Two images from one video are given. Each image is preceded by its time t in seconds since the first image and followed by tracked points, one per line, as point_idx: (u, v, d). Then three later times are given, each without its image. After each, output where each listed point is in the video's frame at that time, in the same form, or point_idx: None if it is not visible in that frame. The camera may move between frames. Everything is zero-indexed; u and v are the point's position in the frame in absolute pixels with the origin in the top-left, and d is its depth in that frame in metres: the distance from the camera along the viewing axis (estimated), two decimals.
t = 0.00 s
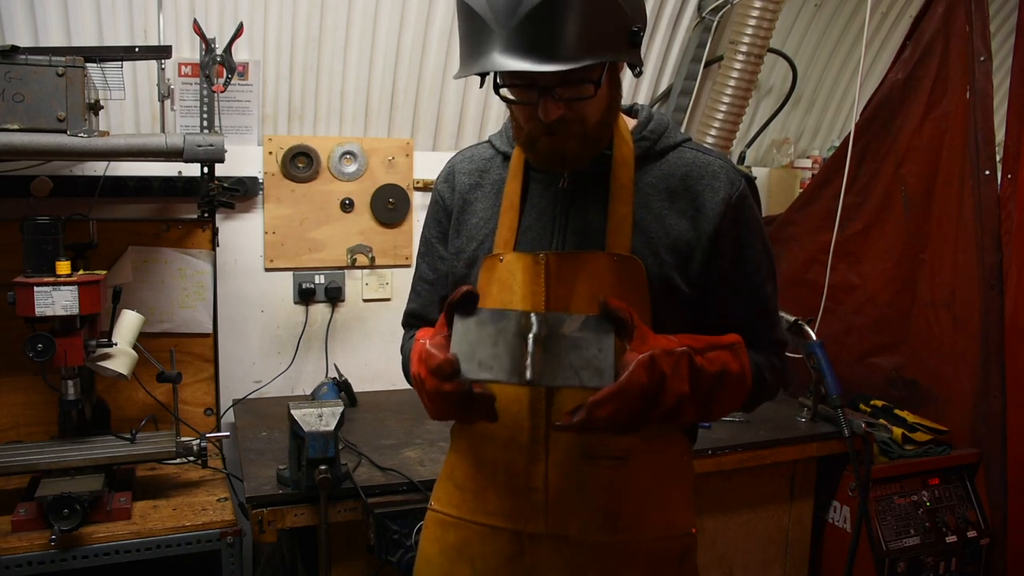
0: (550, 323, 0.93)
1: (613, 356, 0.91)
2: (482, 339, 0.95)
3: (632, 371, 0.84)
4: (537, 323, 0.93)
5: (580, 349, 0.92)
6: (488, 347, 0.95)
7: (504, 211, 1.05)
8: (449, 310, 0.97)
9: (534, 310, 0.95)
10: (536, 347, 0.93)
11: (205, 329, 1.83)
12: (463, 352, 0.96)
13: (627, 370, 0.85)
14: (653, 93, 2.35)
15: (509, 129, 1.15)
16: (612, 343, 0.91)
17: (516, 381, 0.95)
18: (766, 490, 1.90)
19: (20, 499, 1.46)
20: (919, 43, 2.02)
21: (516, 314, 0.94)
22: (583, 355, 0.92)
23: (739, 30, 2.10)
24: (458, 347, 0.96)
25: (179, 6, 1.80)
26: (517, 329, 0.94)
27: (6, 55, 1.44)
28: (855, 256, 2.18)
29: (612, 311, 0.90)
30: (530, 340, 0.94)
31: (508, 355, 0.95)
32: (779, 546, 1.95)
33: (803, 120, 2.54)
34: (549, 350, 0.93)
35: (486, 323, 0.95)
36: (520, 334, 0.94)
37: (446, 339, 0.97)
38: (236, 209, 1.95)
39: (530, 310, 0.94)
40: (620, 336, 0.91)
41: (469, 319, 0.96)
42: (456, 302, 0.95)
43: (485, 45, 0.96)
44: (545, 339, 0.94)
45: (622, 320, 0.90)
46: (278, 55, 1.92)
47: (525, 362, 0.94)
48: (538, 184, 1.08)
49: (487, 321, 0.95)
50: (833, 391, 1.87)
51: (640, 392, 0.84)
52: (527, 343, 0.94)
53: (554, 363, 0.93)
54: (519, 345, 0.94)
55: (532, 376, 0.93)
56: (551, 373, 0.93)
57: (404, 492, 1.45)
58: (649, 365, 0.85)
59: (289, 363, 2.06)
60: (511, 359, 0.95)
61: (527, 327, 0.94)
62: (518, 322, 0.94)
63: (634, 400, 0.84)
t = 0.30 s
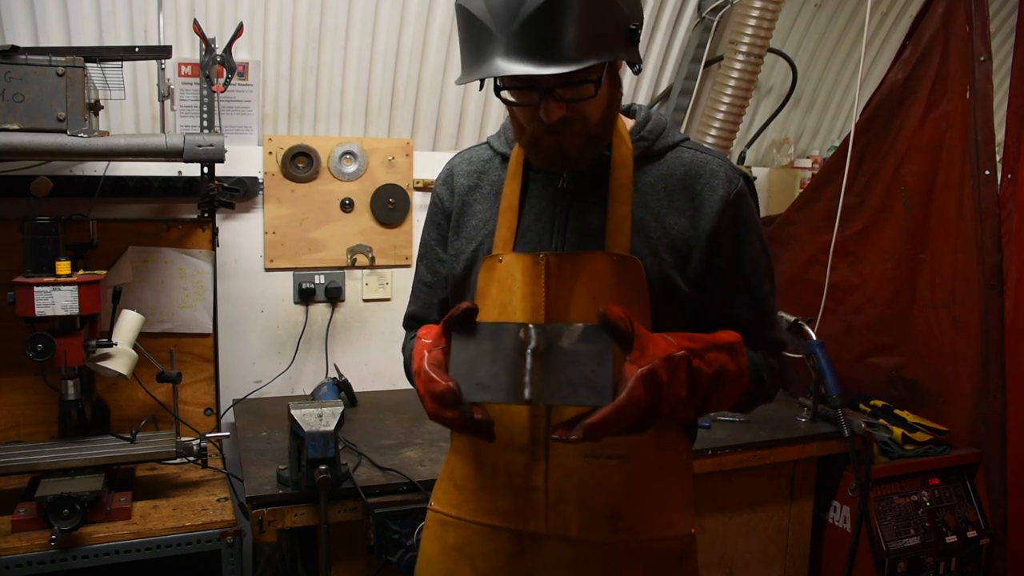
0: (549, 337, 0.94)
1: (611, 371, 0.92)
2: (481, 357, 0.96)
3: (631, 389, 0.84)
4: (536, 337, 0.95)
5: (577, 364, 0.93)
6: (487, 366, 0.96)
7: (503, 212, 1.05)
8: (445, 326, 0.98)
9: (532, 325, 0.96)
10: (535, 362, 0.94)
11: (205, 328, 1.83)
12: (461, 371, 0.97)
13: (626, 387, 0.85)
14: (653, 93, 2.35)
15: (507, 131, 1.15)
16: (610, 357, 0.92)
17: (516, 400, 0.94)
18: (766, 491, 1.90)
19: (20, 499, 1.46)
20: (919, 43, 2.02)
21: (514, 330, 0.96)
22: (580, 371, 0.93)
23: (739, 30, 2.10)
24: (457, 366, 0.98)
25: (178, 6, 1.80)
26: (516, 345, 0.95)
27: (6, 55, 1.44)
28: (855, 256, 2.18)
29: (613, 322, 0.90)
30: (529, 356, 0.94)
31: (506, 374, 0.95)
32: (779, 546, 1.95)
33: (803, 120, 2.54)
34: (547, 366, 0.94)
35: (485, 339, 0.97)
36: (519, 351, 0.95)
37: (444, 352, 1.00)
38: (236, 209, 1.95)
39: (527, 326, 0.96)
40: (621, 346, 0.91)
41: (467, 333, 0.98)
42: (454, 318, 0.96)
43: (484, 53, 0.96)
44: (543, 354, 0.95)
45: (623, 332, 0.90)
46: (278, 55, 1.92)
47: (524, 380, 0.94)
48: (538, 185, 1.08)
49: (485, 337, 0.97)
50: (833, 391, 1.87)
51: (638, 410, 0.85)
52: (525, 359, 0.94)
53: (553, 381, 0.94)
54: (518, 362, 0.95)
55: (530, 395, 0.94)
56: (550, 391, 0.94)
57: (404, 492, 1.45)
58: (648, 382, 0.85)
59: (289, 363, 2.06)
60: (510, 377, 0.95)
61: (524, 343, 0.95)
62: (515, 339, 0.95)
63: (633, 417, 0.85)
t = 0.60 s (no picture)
0: (540, 329, 0.88)
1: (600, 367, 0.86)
2: (471, 345, 0.91)
3: (619, 382, 0.83)
4: (527, 330, 0.88)
5: (568, 358, 0.87)
6: (476, 354, 0.90)
7: (499, 216, 1.05)
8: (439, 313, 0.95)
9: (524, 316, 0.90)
10: (525, 355, 0.88)
11: (205, 329, 1.83)
12: (451, 357, 0.92)
13: (614, 380, 0.84)
14: (653, 93, 2.35)
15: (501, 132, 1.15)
16: (600, 353, 0.87)
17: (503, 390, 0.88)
18: (766, 490, 1.90)
19: (20, 499, 1.46)
20: (919, 43, 2.02)
21: (506, 320, 0.89)
22: (571, 365, 0.87)
23: (739, 30, 2.10)
24: (447, 355, 0.93)
25: (178, 6, 1.80)
26: (506, 336, 0.89)
27: (6, 55, 1.44)
28: (855, 256, 2.18)
29: (602, 321, 0.87)
30: (519, 347, 0.88)
31: (496, 363, 0.89)
32: (779, 546, 1.95)
33: (803, 120, 2.54)
34: (537, 360, 0.88)
35: (476, 328, 0.91)
36: (509, 342, 0.89)
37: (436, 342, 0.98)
38: (236, 209, 1.95)
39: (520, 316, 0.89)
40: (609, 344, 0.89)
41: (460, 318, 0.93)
42: (448, 308, 0.93)
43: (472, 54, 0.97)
44: (535, 346, 0.88)
45: (611, 332, 0.87)
46: (278, 55, 1.92)
47: (512, 370, 0.88)
48: (533, 187, 1.07)
49: (476, 326, 0.91)
50: (833, 391, 1.87)
51: (626, 405, 0.84)
52: (515, 351, 0.88)
53: (542, 373, 0.87)
54: (508, 353, 0.89)
55: (519, 384, 0.87)
56: (538, 384, 0.87)
57: (404, 492, 1.45)
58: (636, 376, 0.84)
59: (290, 363, 2.06)
60: (499, 367, 0.89)
61: (516, 334, 0.89)
62: (507, 329, 0.89)
63: (620, 414, 0.84)
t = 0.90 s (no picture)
0: (539, 331, 0.88)
1: (599, 369, 0.86)
2: (471, 346, 0.90)
3: (618, 385, 0.84)
4: (526, 331, 0.88)
5: (568, 359, 0.87)
6: (476, 356, 0.90)
7: (501, 214, 1.05)
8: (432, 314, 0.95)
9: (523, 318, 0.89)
10: (525, 356, 0.88)
11: (205, 329, 1.83)
12: (449, 358, 0.92)
13: (613, 382, 0.85)
14: (653, 93, 2.35)
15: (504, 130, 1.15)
16: (598, 355, 0.87)
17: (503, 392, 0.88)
18: (766, 490, 1.90)
19: (20, 499, 1.46)
20: (919, 43, 2.02)
21: (505, 322, 0.89)
22: (571, 367, 0.87)
23: (739, 30, 2.10)
24: (446, 355, 0.92)
25: (178, 6, 1.80)
26: (506, 337, 0.89)
27: (6, 55, 1.44)
28: (855, 256, 2.18)
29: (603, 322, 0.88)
30: (518, 349, 0.88)
31: (495, 364, 0.89)
32: (779, 546, 1.95)
33: (803, 120, 2.54)
34: (537, 361, 0.88)
35: (474, 329, 0.90)
36: (508, 343, 0.89)
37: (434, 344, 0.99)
38: (236, 209, 1.95)
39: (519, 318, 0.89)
40: (607, 347, 0.90)
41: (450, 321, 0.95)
42: (436, 305, 0.94)
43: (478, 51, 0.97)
44: (534, 348, 0.88)
45: (613, 331, 0.88)
46: (278, 55, 1.92)
47: (512, 371, 0.88)
48: (535, 185, 1.08)
49: (475, 328, 0.90)
50: (833, 391, 1.87)
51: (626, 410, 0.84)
52: (514, 352, 0.88)
53: (542, 373, 0.87)
54: (507, 354, 0.88)
55: (518, 385, 0.87)
56: (538, 385, 0.87)
57: (404, 492, 1.45)
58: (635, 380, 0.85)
59: (289, 363, 2.06)
60: (498, 369, 0.89)
61: (515, 336, 0.88)
62: (506, 331, 0.89)
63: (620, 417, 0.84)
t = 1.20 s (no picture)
0: (538, 318, 0.85)
1: (598, 352, 0.85)
2: (469, 332, 0.88)
3: (618, 371, 0.83)
4: (526, 317, 0.86)
5: (567, 346, 0.85)
6: (474, 341, 0.88)
7: (495, 216, 1.05)
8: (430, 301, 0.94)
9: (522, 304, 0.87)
10: (524, 342, 0.85)
11: (205, 329, 1.83)
12: (448, 347, 0.90)
13: (613, 368, 0.84)
14: (653, 93, 2.35)
15: (495, 133, 1.15)
16: (599, 340, 0.85)
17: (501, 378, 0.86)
18: (766, 490, 1.90)
19: (20, 499, 1.46)
20: (919, 43, 2.02)
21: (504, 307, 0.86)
22: (570, 353, 0.85)
23: (739, 30, 2.10)
24: (445, 342, 0.90)
25: (178, 6, 1.80)
26: (505, 323, 0.86)
27: (6, 55, 1.44)
28: (855, 256, 2.18)
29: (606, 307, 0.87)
30: (517, 336, 0.86)
31: (494, 350, 0.87)
32: (779, 546, 1.95)
33: (803, 120, 2.54)
34: (536, 347, 0.85)
35: (473, 316, 0.88)
36: (508, 329, 0.86)
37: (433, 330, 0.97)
38: (236, 209, 1.95)
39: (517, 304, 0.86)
40: (607, 333, 0.89)
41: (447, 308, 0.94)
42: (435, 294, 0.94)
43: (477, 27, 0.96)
44: (534, 333, 0.86)
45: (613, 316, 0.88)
46: (278, 55, 1.92)
47: (511, 357, 0.86)
48: (528, 187, 1.08)
49: (473, 315, 0.88)
50: (833, 391, 1.87)
51: (624, 405, 0.84)
52: (514, 338, 0.86)
53: (542, 359, 0.85)
54: (506, 340, 0.86)
55: (518, 371, 0.85)
56: (537, 370, 0.85)
57: (404, 492, 1.45)
58: (635, 366, 0.84)
59: (289, 363, 2.06)
60: (497, 355, 0.86)
61: (514, 322, 0.86)
62: (505, 316, 0.86)
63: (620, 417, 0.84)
